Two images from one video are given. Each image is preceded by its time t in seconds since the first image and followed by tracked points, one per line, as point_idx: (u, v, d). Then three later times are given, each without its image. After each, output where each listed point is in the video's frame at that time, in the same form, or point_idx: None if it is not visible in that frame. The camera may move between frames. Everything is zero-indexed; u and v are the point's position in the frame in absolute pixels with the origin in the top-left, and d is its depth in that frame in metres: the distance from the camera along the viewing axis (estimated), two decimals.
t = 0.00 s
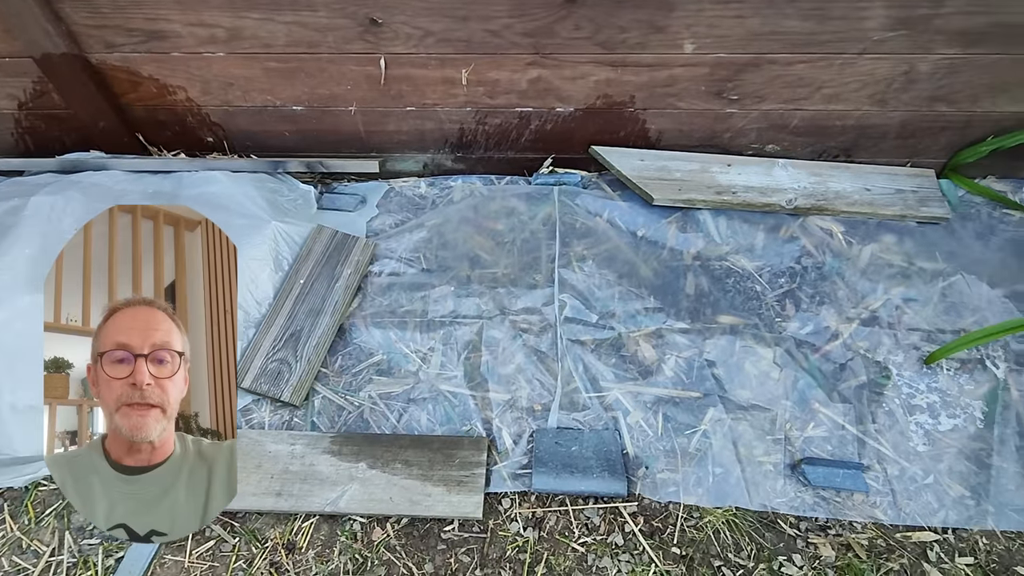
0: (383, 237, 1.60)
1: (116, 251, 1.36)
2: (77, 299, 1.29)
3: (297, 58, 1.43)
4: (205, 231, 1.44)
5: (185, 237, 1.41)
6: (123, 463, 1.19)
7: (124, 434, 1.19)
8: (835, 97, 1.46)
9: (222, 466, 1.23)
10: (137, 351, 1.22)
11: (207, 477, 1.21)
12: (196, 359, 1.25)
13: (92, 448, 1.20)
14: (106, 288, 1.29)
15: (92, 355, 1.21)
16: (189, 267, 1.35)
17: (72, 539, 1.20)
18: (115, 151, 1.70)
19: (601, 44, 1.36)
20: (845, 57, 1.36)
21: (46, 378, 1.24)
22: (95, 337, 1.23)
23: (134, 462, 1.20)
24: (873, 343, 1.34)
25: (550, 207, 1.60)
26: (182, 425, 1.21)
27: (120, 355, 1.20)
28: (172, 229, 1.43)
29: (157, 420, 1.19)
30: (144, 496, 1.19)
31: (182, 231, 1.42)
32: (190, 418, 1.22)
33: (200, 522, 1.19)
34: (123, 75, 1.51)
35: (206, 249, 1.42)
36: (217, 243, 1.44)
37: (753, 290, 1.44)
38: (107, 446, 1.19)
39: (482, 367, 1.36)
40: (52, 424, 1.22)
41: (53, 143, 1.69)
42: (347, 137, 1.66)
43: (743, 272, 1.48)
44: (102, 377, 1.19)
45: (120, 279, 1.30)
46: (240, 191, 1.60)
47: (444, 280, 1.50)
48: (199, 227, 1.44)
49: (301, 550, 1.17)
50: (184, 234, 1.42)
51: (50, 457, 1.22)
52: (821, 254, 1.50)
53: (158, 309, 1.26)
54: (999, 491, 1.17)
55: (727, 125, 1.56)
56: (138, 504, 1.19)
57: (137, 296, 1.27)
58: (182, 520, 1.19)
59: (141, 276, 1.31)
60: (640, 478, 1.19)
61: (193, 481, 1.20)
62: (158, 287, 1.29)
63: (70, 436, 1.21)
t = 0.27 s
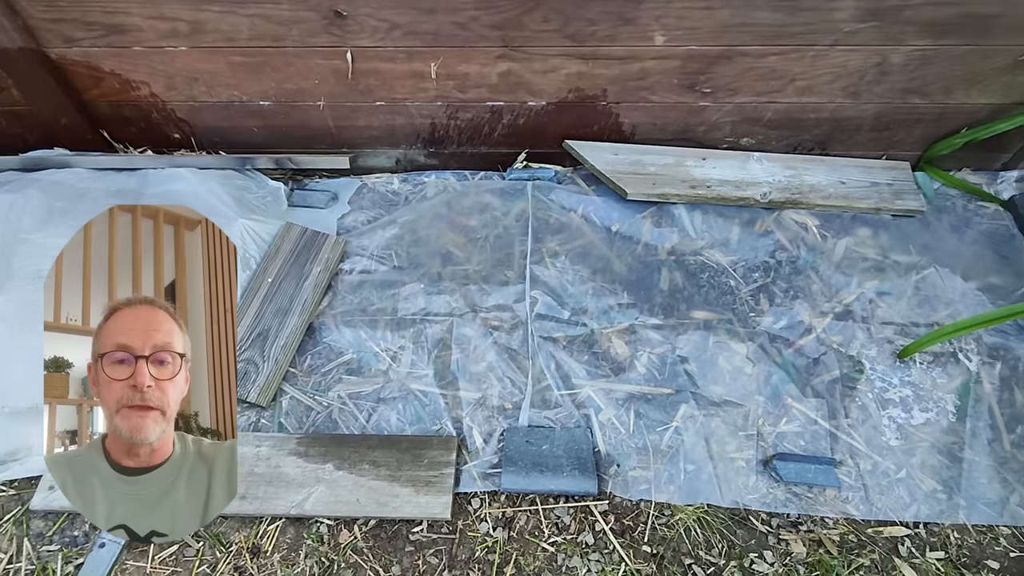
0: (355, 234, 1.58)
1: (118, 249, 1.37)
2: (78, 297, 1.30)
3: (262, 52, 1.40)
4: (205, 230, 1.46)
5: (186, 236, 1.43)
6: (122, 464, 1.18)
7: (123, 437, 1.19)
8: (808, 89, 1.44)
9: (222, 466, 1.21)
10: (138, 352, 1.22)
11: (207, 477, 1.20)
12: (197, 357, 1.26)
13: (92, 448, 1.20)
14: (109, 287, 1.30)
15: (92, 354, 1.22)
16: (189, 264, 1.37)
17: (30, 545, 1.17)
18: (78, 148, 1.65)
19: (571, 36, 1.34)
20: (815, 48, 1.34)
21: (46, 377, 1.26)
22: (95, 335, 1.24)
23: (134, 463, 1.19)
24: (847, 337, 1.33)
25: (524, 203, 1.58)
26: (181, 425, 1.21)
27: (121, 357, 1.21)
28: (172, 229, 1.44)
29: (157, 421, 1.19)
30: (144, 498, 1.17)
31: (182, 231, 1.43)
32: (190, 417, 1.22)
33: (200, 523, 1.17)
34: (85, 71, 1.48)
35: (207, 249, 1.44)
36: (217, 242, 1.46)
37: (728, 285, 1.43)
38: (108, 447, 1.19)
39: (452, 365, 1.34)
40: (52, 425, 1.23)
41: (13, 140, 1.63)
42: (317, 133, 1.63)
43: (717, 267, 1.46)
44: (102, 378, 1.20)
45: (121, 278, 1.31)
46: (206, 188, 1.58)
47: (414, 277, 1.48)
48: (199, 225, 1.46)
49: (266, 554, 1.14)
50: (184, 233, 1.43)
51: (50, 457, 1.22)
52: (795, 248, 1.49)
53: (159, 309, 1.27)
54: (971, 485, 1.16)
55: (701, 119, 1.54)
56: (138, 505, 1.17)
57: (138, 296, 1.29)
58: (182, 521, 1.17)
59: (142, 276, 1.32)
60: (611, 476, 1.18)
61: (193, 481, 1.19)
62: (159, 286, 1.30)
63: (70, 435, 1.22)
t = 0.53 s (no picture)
0: (326, 227, 1.54)
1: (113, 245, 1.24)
2: (76, 296, 1.16)
3: (225, 40, 1.35)
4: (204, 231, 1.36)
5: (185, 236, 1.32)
6: (122, 464, 1.09)
7: (123, 436, 1.09)
8: (784, 75, 1.41)
9: (222, 466, 1.15)
10: (138, 350, 1.11)
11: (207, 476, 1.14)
12: (196, 358, 1.16)
13: (91, 448, 1.10)
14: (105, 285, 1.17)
15: (92, 352, 1.09)
16: (189, 264, 1.26)
17: None
18: (40, 143, 1.60)
19: (541, 22, 1.30)
20: (790, 33, 1.31)
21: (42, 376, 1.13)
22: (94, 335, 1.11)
23: (133, 463, 1.10)
24: (824, 326, 1.31)
25: (499, 193, 1.55)
26: (182, 424, 1.11)
27: (121, 354, 1.09)
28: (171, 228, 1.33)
29: (157, 419, 1.09)
30: (142, 499, 1.10)
31: (182, 230, 1.32)
32: (190, 417, 1.12)
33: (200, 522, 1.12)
34: (43, 60, 1.43)
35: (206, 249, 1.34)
36: (217, 242, 1.36)
37: (704, 275, 1.40)
38: (108, 446, 1.09)
39: (423, 360, 1.30)
40: (53, 423, 1.12)
41: None
42: (285, 123, 1.59)
43: (694, 256, 1.44)
44: (101, 376, 1.07)
45: (119, 276, 1.18)
46: (170, 181, 1.54)
47: (384, 270, 1.44)
48: (198, 225, 1.36)
49: (230, 554, 1.11)
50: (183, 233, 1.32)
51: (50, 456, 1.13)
52: (772, 236, 1.46)
53: (160, 309, 1.15)
54: (948, 475, 1.14)
55: (677, 106, 1.51)
56: (136, 507, 1.10)
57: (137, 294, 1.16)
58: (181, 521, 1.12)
59: (141, 273, 1.19)
60: (585, 470, 1.15)
61: (192, 482, 1.12)
62: (159, 285, 1.18)
63: (70, 435, 1.12)
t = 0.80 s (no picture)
0: (296, 226, 1.52)
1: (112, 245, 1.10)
2: (75, 295, 1.04)
3: (187, 37, 1.33)
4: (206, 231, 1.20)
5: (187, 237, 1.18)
6: (122, 463, 1.02)
7: (121, 435, 1.00)
8: (753, 69, 1.40)
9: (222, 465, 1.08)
10: (139, 350, 1.00)
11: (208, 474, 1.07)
12: (197, 357, 1.05)
13: (91, 448, 1.02)
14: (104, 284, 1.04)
15: (93, 352, 0.99)
16: (189, 263, 1.13)
17: None
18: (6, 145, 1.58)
19: (507, 16, 1.28)
20: (757, 26, 1.31)
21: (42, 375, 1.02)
22: (95, 335, 1.00)
23: (133, 461, 1.02)
24: (793, 320, 1.32)
25: (470, 190, 1.53)
26: (181, 423, 1.02)
27: (121, 355, 0.98)
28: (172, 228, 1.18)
29: (157, 419, 1.00)
30: (143, 499, 1.04)
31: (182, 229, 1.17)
32: (190, 417, 1.03)
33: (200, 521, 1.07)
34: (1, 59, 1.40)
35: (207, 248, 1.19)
36: (217, 242, 1.22)
37: (675, 270, 1.40)
38: (107, 445, 1.01)
39: (392, 359, 1.29)
40: (51, 422, 1.03)
41: None
42: (254, 121, 1.56)
43: (665, 252, 1.43)
44: (102, 376, 0.98)
45: (119, 275, 1.06)
46: (135, 182, 1.53)
47: (353, 269, 1.43)
48: (198, 224, 1.20)
49: (195, 558, 1.10)
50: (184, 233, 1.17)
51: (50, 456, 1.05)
52: (742, 231, 1.46)
53: (160, 309, 1.03)
54: (915, 466, 1.15)
55: (647, 101, 1.50)
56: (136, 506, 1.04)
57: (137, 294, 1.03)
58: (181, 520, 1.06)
59: (141, 271, 1.07)
60: (554, 468, 1.15)
61: (192, 481, 1.06)
62: (159, 286, 1.06)
63: (71, 433, 1.03)
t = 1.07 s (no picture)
0: (265, 226, 1.49)
1: (118, 245, 1.03)
2: (77, 294, 0.96)
3: (147, 34, 1.30)
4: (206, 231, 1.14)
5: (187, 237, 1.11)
6: (122, 461, 0.98)
7: (124, 430, 0.94)
8: (721, 62, 1.39)
9: (222, 465, 1.05)
10: (142, 348, 0.92)
11: (208, 474, 1.04)
12: (198, 360, 0.97)
13: (92, 447, 0.98)
14: (107, 283, 0.97)
15: (96, 350, 0.92)
16: (189, 262, 1.06)
17: None
18: None
19: (473, 11, 1.27)
20: (724, 19, 1.30)
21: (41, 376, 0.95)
22: (97, 334, 0.92)
23: (134, 458, 0.98)
24: (763, 314, 1.32)
25: (442, 187, 1.51)
26: (183, 422, 0.97)
27: (124, 352, 0.91)
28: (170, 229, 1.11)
29: (159, 413, 0.94)
30: (143, 499, 1.01)
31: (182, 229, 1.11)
32: (190, 416, 0.98)
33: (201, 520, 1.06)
34: None
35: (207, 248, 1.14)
36: (217, 242, 1.17)
37: (647, 265, 1.39)
38: (107, 444, 0.96)
39: (361, 359, 1.28)
40: (51, 422, 0.98)
41: None
42: (221, 120, 1.52)
43: (637, 247, 1.42)
44: (103, 372, 0.91)
45: (120, 275, 0.98)
46: (97, 182, 1.51)
47: (321, 268, 1.40)
48: (198, 224, 1.14)
49: (160, 564, 1.08)
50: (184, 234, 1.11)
51: (50, 455, 1.02)
52: (713, 225, 1.46)
53: (163, 309, 0.95)
54: (883, 457, 1.15)
55: (617, 96, 1.48)
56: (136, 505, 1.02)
57: (138, 292, 0.95)
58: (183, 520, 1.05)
59: (140, 272, 0.99)
60: (524, 465, 1.15)
61: (192, 481, 1.03)
62: (158, 285, 0.98)
63: (72, 433, 0.98)
